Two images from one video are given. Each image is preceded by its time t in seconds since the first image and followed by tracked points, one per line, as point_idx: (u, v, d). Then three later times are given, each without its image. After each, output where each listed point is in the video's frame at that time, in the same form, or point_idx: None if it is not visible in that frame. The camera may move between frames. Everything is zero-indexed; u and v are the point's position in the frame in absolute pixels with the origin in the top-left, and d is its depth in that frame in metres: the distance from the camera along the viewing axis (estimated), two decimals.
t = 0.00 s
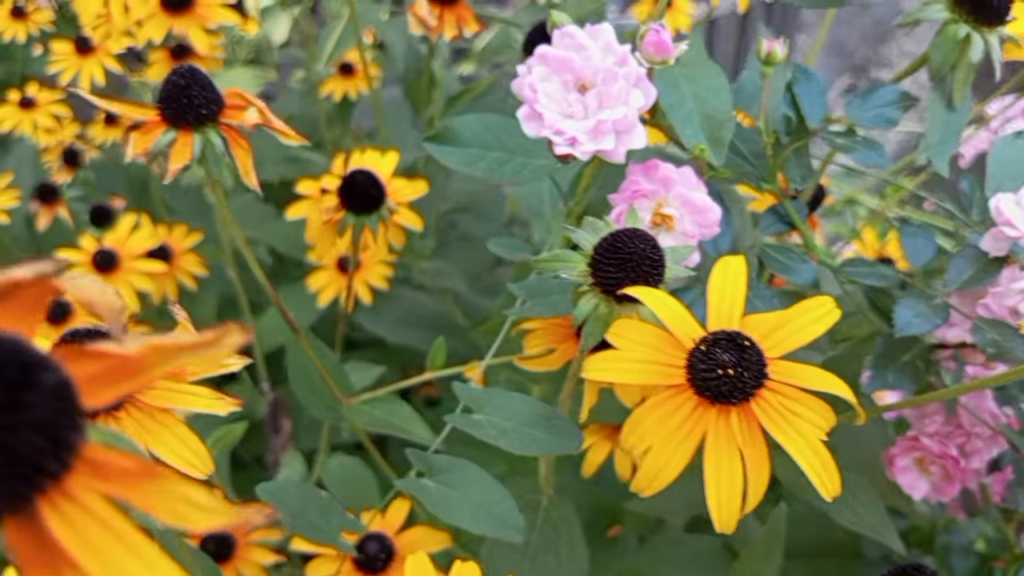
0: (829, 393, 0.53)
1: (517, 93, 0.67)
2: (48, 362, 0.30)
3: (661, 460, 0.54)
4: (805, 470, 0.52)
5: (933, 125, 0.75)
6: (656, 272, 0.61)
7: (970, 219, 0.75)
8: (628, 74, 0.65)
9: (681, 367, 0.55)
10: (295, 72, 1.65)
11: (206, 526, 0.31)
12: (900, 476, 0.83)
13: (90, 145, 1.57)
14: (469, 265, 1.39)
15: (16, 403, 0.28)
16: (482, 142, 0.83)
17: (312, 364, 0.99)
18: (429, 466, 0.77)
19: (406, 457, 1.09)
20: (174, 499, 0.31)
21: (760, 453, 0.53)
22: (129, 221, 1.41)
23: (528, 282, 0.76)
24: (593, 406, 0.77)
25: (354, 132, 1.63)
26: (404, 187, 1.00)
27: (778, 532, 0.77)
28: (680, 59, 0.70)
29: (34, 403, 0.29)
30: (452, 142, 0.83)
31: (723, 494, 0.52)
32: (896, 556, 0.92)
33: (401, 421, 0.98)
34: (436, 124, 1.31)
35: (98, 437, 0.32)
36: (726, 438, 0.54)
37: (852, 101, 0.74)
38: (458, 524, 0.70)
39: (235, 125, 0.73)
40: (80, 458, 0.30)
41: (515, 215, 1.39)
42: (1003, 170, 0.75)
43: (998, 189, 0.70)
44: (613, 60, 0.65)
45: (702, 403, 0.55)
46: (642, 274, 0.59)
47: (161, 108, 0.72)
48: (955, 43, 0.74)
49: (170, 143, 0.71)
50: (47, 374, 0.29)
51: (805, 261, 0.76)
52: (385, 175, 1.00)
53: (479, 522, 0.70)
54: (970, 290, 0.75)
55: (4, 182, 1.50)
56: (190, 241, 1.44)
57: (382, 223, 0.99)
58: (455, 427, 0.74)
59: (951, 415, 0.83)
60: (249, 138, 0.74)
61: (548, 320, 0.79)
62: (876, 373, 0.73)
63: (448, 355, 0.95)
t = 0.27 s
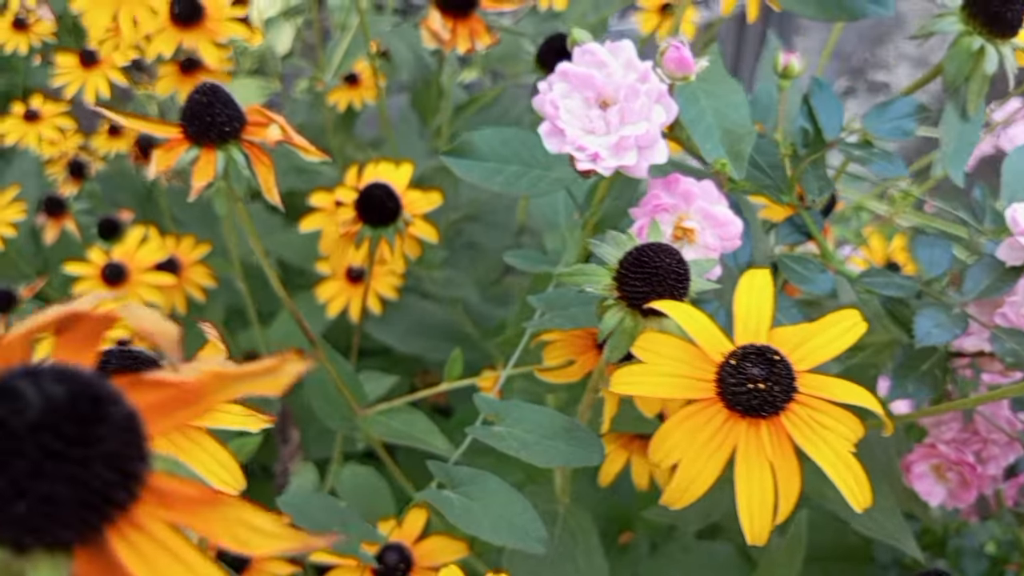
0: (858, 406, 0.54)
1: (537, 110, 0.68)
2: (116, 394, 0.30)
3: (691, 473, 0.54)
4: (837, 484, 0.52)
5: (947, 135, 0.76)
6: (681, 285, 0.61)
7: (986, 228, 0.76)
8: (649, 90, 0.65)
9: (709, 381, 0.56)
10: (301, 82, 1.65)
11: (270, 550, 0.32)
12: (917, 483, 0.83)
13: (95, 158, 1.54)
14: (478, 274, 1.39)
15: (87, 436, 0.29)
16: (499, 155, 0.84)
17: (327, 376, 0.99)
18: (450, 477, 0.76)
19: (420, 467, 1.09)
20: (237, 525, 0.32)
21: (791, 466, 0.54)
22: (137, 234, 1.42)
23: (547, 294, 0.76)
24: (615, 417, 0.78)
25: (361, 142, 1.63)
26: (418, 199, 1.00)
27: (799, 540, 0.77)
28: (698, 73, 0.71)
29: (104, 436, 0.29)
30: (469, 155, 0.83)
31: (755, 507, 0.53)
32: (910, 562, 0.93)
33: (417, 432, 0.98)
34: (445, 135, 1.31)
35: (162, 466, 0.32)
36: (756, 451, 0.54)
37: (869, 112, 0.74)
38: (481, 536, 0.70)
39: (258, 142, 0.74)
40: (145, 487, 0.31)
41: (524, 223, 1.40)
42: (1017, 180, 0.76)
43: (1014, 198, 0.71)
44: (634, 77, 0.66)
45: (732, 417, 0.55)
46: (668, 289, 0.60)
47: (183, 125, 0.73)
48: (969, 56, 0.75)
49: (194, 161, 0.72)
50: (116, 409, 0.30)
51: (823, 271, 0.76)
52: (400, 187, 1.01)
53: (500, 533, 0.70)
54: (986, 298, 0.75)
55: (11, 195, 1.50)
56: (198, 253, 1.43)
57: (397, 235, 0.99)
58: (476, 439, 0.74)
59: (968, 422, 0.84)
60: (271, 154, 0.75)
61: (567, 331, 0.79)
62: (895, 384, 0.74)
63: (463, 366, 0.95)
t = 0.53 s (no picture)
0: (888, 390, 0.54)
1: (556, 98, 0.67)
2: (172, 381, 0.31)
3: (720, 460, 0.54)
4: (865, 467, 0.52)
5: (962, 123, 0.76)
6: (705, 272, 0.61)
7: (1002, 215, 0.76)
8: (669, 77, 0.65)
9: (737, 366, 0.56)
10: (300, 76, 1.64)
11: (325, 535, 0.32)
12: (932, 470, 0.83)
13: (89, 153, 1.58)
14: (482, 267, 1.39)
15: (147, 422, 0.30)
16: (512, 145, 0.83)
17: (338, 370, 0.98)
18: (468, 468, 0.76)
19: (429, 461, 1.08)
20: (291, 509, 0.32)
21: (821, 452, 0.54)
22: (138, 230, 1.40)
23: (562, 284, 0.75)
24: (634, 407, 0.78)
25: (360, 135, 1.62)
26: (426, 191, 1.00)
27: (818, 527, 0.77)
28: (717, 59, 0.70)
29: (161, 421, 0.30)
30: (482, 146, 0.83)
31: (785, 492, 0.52)
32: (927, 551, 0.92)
33: (428, 425, 0.98)
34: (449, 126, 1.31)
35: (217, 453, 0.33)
36: (786, 437, 0.54)
37: (885, 99, 0.74)
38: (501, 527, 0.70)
39: (271, 134, 0.73)
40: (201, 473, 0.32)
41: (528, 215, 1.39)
42: None
43: None
44: (655, 63, 0.65)
45: (761, 402, 0.55)
46: (692, 275, 0.60)
47: (196, 117, 0.72)
48: (984, 43, 0.75)
49: (207, 153, 0.71)
50: (171, 394, 0.30)
51: (839, 260, 0.76)
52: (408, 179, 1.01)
53: (521, 524, 0.70)
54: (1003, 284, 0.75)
55: (8, 191, 1.48)
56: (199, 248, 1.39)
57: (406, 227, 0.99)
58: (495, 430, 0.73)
59: (983, 408, 0.84)
60: (284, 146, 0.74)
61: (583, 321, 0.80)
62: (912, 369, 0.74)
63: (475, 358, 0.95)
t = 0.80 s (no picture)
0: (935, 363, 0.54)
1: (588, 81, 0.67)
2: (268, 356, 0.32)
3: (770, 437, 0.54)
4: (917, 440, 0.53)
5: (989, 100, 0.76)
6: (745, 252, 0.61)
7: None
8: (703, 56, 0.64)
9: (784, 344, 0.56)
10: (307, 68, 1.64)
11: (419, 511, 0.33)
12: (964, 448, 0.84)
13: (97, 151, 1.54)
14: (499, 256, 1.39)
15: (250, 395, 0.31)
16: (537, 131, 0.83)
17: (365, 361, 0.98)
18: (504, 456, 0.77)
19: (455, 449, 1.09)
20: (386, 484, 0.33)
21: (871, 427, 0.54)
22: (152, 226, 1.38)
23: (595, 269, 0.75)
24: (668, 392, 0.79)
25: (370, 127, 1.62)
26: (448, 179, 1.00)
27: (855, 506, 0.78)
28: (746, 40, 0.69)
29: (263, 394, 0.31)
30: (508, 132, 0.83)
31: (836, 468, 0.53)
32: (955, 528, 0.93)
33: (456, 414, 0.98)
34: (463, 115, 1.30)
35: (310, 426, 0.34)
36: (836, 413, 0.54)
37: (914, 77, 0.74)
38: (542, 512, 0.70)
39: (300, 123, 0.73)
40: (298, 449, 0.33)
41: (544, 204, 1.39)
42: None
43: None
44: (688, 43, 0.65)
45: (810, 379, 0.55)
46: (733, 255, 0.60)
47: (226, 107, 0.71)
48: (1012, 19, 0.74)
49: (238, 143, 0.71)
50: (270, 369, 0.32)
51: (871, 239, 0.77)
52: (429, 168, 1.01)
53: (562, 508, 0.70)
54: None
55: (18, 191, 1.47)
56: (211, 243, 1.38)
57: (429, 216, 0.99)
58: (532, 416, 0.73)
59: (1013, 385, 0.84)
60: (313, 135, 0.74)
61: (615, 306, 0.80)
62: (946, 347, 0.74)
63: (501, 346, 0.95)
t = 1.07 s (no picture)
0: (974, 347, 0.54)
1: (618, 64, 0.67)
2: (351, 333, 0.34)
3: (809, 420, 0.55)
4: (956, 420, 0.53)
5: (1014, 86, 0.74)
6: (779, 236, 0.61)
7: None
8: (736, 40, 0.64)
9: (823, 327, 0.56)
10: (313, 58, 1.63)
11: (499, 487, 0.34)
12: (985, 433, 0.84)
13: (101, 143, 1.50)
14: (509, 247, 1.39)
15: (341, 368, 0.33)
16: (559, 118, 0.83)
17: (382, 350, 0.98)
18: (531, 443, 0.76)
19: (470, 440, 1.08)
20: (465, 461, 0.35)
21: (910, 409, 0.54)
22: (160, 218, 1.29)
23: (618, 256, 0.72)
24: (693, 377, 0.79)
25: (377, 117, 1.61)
26: (465, 168, 0.99)
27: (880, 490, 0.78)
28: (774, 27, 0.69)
29: (351, 369, 0.33)
30: (531, 119, 0.83)
31: (876, 449, 0.53)
32: (973, 511, 0.93)
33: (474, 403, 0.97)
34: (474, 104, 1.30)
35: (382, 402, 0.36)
36: (876, 396, 0.54)
37: (938, 62, 0.74)
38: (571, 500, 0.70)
39: (326, 109, 0.73)
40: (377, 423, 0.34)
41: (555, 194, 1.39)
42: None
43: None
44: (720, 26, 0.65)
45: (849, 362, 0.55)
46: (767, 239, 0.59)
47: (252, 93, 0.71)
48: None
49: (264, 129, 0.71)
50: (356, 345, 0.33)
51: (896, 225, 0.77)
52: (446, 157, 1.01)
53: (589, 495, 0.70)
54: None
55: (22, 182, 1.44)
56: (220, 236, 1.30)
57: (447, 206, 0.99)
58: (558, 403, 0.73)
59: None
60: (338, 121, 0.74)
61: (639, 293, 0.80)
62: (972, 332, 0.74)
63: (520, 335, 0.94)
